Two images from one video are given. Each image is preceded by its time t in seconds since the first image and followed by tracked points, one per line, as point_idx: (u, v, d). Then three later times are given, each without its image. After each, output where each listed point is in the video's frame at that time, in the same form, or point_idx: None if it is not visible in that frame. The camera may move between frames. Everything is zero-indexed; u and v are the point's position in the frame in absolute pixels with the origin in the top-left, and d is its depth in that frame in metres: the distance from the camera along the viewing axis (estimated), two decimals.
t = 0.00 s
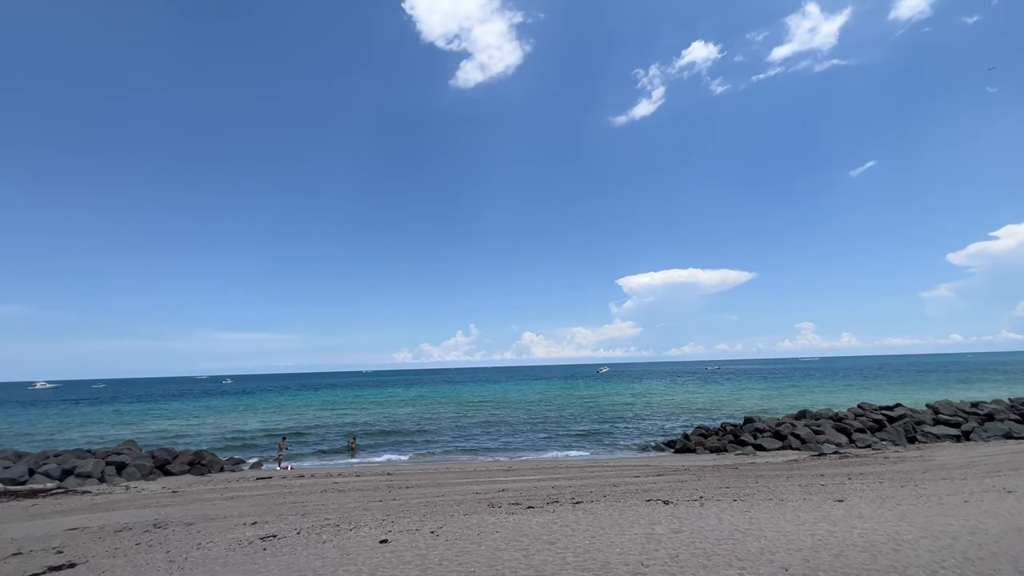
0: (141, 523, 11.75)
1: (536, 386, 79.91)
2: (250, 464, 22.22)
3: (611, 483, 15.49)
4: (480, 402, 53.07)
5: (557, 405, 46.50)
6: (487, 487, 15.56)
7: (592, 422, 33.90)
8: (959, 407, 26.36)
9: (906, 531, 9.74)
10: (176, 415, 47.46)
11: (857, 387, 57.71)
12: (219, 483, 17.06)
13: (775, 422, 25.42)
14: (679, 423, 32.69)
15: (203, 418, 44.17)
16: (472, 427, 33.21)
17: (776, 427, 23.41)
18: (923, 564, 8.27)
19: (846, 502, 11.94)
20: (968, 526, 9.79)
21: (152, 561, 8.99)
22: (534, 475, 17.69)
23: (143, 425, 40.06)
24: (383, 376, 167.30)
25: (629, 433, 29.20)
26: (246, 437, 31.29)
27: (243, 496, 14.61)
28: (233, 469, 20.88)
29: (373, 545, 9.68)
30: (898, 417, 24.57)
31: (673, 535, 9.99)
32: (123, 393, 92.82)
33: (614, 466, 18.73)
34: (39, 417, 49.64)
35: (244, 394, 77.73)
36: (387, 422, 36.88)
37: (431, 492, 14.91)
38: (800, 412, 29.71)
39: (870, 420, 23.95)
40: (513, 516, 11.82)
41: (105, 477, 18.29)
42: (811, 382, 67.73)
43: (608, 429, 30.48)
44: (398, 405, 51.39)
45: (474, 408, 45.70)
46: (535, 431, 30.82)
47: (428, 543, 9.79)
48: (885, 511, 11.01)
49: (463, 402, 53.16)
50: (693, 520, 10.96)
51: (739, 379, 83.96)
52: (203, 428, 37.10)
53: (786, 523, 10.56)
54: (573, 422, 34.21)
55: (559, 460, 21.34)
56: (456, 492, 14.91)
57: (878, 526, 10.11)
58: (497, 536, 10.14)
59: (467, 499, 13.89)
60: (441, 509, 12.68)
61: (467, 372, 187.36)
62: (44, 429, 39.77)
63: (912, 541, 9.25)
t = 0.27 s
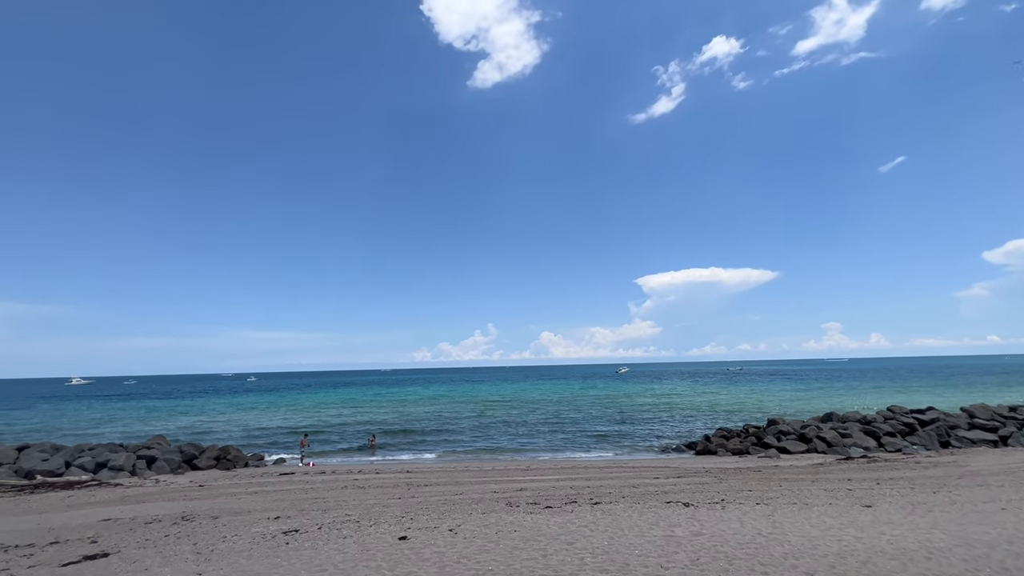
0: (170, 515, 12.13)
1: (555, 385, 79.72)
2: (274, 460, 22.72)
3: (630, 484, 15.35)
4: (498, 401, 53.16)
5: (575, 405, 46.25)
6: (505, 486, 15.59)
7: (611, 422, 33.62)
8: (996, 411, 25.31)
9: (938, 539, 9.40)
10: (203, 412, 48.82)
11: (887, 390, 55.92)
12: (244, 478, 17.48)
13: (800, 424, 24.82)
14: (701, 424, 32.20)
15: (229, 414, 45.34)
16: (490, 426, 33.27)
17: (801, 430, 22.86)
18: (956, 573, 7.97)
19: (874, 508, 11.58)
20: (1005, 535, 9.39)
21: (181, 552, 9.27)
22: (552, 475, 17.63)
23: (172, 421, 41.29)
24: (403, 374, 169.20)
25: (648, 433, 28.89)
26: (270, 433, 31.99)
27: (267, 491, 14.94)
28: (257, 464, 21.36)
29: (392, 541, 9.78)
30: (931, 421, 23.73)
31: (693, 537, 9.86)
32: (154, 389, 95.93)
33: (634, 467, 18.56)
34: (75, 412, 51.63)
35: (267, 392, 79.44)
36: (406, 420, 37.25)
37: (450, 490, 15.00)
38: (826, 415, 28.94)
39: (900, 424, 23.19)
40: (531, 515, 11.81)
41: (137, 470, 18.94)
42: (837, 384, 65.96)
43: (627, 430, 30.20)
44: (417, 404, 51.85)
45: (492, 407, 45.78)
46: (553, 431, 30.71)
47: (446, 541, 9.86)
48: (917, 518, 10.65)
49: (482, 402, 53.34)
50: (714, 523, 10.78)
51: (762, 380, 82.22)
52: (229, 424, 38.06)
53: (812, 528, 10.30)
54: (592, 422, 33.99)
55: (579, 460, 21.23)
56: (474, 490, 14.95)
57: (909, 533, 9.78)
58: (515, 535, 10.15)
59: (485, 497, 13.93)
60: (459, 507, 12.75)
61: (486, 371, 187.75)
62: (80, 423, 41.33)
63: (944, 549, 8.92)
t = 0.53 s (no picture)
0: (198, 509, 12.49)
1: (574, 385, 79.46)
2: (297, 456, 23.18)
3: (651, 485, 15.18)
4: (518, 400, 53.16)
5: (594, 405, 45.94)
6: (524, 486, 15.58)
7: (631, 423, 33.30)
8: None
9: (975, 548, 9.02)
10: (230, 409, 50.16)
11: (920, 392, 53.92)
12: (268, 474, 17.90)
13: (827, 427, 24.18)
14: (723, 426, 31.65)
15: (254, 411, 46.48)
16: (509, 426, 33.33)
17: (827, 433, 22.26)
18: None
19: (906, 514, 11.20)
20: None
21: (208, 545, 9.54)
22: (571, 475, 17.57)
23: (201, 417, 42.48)
24: (422, 373, 170.64)
25: (669, 434, 28.52)
26: (294, 430, 32.67)
27: (290, 487, 15.26)
28: (281, 461, 21.83)
29: (412, 538, 9.87)
30: (967, 425, 22.81)
31: (715, 541, 9.68)
32: (183, 387, 98.97)
33: (654, 469, 18.33)
34: (110, 408, 53.64)
35: (291, 390, 81.09)
36: (426, 419, 37.60)
37: (469, 489, 15.07)
38: (854, 418, 28.07)
39: (933, 428, 22.36)
40: (550, 515, 11.77)
41: (167, 464, 19.59)
42: (867, 386, 63.92)
43: (648, 431, 29.86)
44: (437, 402, 52.28)
45: (511, 407, 45.83)
46: (572, 431, 30.60)
47: (465, 539, 9.90)
48: (951, 526, 10.24)
49: (500, 401, 53.47)
50: (737, 527, 10.57)
51: (787, 381, 80.28)
52: (255, 421, 39.00)
53: (839, 533, 10.01)
54: (611, 422, 33.74)
55: (597, 461, 21.10)
56: (493, 489, 14.99)
57: (942, 541, 9.42)
58: (534, 535, 10.13)
59: (503, 496, 13.96)
60: (478, 506, 12.80)
61: (505, 370, 188.07)
62: (114, 418, 42.90)
63: (980, 558, 8.56)
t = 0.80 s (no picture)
0: (226, 503, 12.84)
1: (594, 385, 79.04)
2: (320, 454, 23.64)
3: (672, 487, 14.98)
4: (538, 400, 53.10)
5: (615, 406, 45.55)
6: (544, 486, 15.55)
7: (652, 424, 32.91)
8: None
9: (1015, 558, 8.62)
10: (257, 407, 51.46)
11: (958, 395, 51.79)
12: (293, 470, 18.30)
13: (857, 430, 23.45)
14: (747, 428, 31.03)
15: (280, 409, 47.56)
16: (529, 425, 33.32)
17: (857, 436, 21.58)
18: None
19: (940, 521, 10.78)
20: None
21: (235, 538, 9.79)
22: (591, 475, 17.46)
23: (229, 415, 43.67)
24: (443, 372, 171.91)
25: (691, 436, 28.09)
26: (318, 428, 33.30)
27: (314, 484, 15.55)
28: (305, 458, 22.27)
29: (432, 536, 9.95)
30: (1008, 429, 21.82)
31: (739, 545, 9.49)
32: (212, 385, 101.86)
33: (676, 471, 18.07)
34: (143, 405, 55.59)
35: (315, 388, 82.63)
36: (447, 418, 37.87)
37: (489, 488, 15.11)
38: (886, 421, 27.18)
39: (971, 432, 21.47)
40: (570, 516, 11.72)
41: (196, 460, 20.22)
42: (900, 388, 61.74)
43: (669, 432, 29.48)
44: (457, 402, 52.62)
45: (531, 407, 45.79)
46: (592, 431, 30.44)
47: (485, 538, 9.94)
48: (990, 534, 9.82)
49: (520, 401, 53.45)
50: (762, 531, 10.34)
51: (814, 383, 78.22)
52: (280, 418, 39.90)
53: (868, 539, 9.70)
54: (631, 423, 33.43)
55: (618, 461, 20.93)
56: (513, 489, 15.01)
57: (980, 550, 9.04)
58: (553, 535, 10.11)
59: (523, 496, 13.96)
60: (498, 505, 12.84)
61: (524, 370, 187.90)
62: (147, 415, 44.45)
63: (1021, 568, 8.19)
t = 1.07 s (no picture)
0: (253, 499, 13.15)
1: (615, 386, 78.36)
2: (343, 452, 24.03)
3: (696, 489, 14.73)
4: (558, 400, 52.91)
5: (636, 406, 45.07)
6: (565, 486, 15.47)
7: (674, 425, 32.44)
8: None
9: None
10: (282, 405, 52.60)
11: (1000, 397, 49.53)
12: (317, 468, 18.63)
13: (889, 433, 22.68)
14: (774, 430, 30.31)
15: (304, 408, 48.51)
16: (549, 425, 33.23)
17: (890, 439, 20.87)
18: None
19: (980, 529, 10.32)
20: None
21: (262, 534, 10.02)
22: (612, 476, 17.30)
23: (256, 413, 44.76)
24: (463, 372, 172.75)
25: (714, 437, 27.59)
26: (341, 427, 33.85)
27: (337, 481, 15.80)
28: (329, 456, 22.65)
29: (453, 535, 10.00)
30: None
31: (765, 549, 9.27)
32: (240, 384, 104.48)
33: (699, 473, 17.74)
34: (175, 403, 57.42)
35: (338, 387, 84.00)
36: (467, 418, 38.05)
37: (509, 488, 15.11)
38: (920, 424, 26.18)
39: (1014, 436, 20.50)
40: (591, 517, 11.63)
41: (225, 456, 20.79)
42: (936, 390, 59.44)
43: (692, 433, 29.01)
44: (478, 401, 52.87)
45: (551, 407, 45.67)
46: (613, 432, 30.19)
47: (506, 538, 9.93)
48: None
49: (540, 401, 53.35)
50: (789, 535, 10.07)
51: (843, 383, 75.98)
52: (305, 417, 40.71)
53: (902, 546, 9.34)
54: (653, 424, 33.02)
55: (639, 463, 20.70)
56: (533, 489, 14.97)
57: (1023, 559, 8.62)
58: (574, 536, 10.04)
59: (543, 496, 13.92)
60: (519, 505, 12.83)
61: (544, 370, 187.33)
62: (178, 413, 45.85)
63: None
